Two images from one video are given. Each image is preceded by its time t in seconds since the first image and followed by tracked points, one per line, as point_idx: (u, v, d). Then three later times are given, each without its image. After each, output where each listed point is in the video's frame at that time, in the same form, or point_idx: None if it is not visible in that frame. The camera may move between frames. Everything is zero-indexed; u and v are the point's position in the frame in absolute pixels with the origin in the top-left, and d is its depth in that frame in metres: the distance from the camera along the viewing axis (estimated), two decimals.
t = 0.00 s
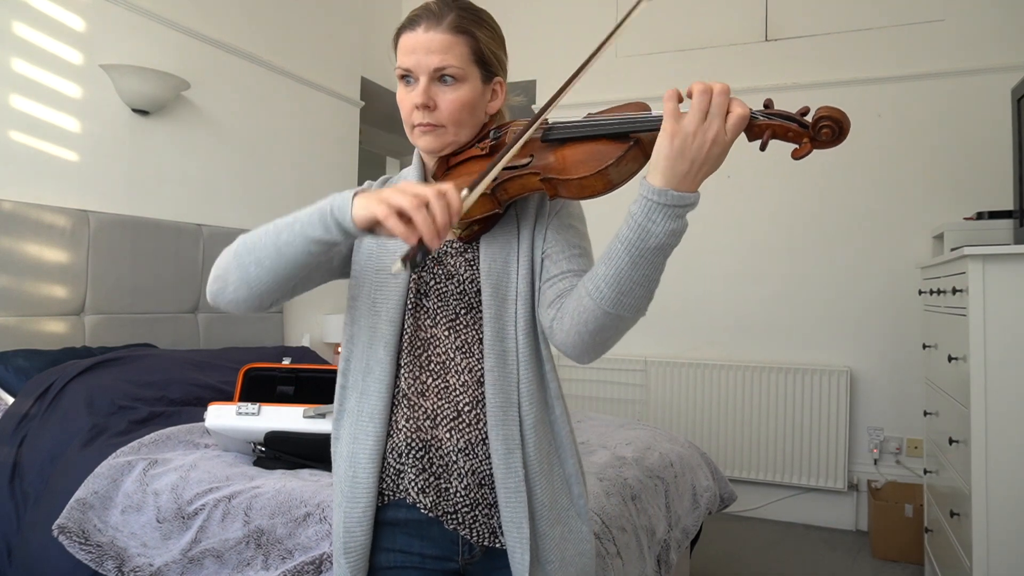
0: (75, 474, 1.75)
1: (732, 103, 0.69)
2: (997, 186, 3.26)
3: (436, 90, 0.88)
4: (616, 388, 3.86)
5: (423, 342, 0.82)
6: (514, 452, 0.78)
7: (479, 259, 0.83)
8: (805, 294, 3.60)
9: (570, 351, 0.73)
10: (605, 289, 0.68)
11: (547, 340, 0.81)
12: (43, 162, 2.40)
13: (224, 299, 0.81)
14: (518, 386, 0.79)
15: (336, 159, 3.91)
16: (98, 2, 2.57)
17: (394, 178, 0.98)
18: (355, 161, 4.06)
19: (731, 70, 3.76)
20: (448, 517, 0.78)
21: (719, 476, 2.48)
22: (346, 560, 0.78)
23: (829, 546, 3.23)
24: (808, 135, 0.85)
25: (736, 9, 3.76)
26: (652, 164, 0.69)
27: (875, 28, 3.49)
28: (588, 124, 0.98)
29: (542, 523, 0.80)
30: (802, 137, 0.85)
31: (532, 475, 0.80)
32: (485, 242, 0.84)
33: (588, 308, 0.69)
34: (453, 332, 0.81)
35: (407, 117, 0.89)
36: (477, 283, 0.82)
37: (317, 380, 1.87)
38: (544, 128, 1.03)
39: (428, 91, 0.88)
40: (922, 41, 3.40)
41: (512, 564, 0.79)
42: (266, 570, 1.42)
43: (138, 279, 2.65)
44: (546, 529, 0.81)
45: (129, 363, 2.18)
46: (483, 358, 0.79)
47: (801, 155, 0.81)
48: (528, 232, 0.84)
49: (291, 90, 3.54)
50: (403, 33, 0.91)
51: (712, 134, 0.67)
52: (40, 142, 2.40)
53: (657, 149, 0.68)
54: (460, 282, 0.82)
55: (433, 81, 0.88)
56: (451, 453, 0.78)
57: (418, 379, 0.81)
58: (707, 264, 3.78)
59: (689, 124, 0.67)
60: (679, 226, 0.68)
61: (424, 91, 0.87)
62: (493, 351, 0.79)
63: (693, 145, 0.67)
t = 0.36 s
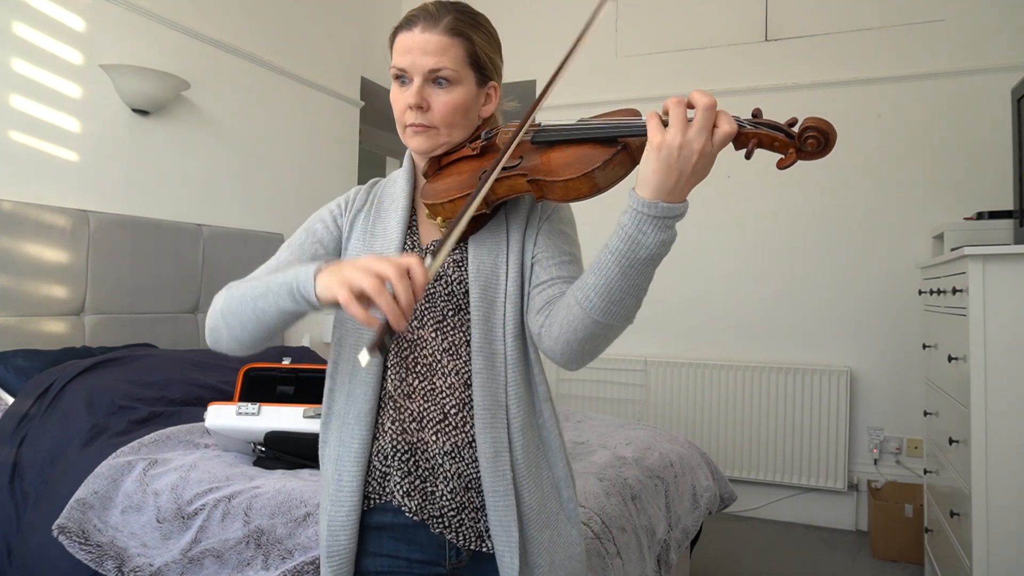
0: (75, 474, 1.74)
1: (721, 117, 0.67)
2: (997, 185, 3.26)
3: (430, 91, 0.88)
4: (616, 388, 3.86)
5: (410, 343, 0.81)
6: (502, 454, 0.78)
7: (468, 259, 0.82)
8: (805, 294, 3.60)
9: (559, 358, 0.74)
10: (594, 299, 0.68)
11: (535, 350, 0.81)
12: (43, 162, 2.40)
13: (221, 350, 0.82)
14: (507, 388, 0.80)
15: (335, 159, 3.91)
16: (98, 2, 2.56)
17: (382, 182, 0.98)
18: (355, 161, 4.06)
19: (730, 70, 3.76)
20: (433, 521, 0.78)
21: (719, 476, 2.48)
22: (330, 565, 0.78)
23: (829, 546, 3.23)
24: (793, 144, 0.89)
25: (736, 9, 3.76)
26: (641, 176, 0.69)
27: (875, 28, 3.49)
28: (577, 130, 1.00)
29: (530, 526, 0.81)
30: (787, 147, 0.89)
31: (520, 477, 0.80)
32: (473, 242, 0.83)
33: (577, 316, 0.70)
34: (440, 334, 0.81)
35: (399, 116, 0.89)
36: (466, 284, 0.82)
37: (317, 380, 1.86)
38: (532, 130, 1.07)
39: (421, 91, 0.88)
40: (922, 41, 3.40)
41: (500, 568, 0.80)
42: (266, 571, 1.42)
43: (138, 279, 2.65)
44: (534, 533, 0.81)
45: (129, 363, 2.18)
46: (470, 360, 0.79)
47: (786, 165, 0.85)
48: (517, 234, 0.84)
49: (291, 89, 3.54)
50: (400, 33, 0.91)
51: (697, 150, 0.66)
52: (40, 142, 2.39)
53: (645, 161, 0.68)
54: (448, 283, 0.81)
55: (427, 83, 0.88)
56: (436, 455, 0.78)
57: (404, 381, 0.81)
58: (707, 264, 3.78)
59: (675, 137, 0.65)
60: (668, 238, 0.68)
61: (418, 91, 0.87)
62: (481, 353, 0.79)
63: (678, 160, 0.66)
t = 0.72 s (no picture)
0: (74, 474, 1.74)
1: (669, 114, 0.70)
2: (997, 185, 3.26)
3: (425, 90, 0.88)
4: (615, 388, 3.86)
5: (399, 343, 0.81)
6: (492, 456, 0.78)
7: (457, 258, 0.83)
8: (804, 294, 3.60)
9: (538, 367, 0.75)
10: (564, 302, 0.69)
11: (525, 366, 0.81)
12: (43, 162, 2.40)
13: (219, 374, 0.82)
14: (497, 390, 0.80)
15: (335, 159, 3.91)
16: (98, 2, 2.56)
17: (370, 182, 0.98)
18: (354, 160, 4.06)
19: (730, 69, 3.76)
20: (423, 524, 0.78)
21: (719, 476, 2.48)
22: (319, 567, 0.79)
23: (829, 546, 3.23)
24: (786, 145, 0.90)
25: (736, 9, 3.75)
26: (599, 178, 0.71)
27: (875, 28, 3.49)
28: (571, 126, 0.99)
29: (520, 530, 0.81)
30: (780, 146, 0.91)
31: (510, 480, 0.80)
32: (463, 242, 0.84)
33: (547, 322, 0.71)
34: (429, 335, 0.81)
35: (393, 113, 0.90)
36: (456, 285, 0.83)
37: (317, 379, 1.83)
38: (525, 128, 1.05)
39: (416, 90, 0.88)
40: (922, 41, 3.40)
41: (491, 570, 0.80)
42: (266, 571, 1.42)
43: (138, 280, 2.65)
44: (524, 537, 0.81)
45: (129, 362, 2.18)
46: (459, 362, 0.80)
47: (776, 164, 0.89)
48: (507, 235, 0.85)
49: (291, 89, 3.54)
50: (396, 29, 0.91)
51: (656, 150, 0.69)
52: (40, 142, 2.39)
53: (603, 164, 0.70)
54: (439, 282, 0.83)
55: (422, 81, 0.88)
56: (426, 458, 0.79)
57: (392, 382, 0.81)
58: (707, 264, 3.77)
59: (632, 142, 0.67)
60: (628, 234, 0.70)
61: (412, 89, 0.87)
62: (470, 355, 0.79)
63: (634, 162, 0.68)
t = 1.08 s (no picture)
0: (75, 474, 1.75)
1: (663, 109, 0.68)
2: (996, 185, 3.27)
3: (420, 83, 0.89)
4: (615, 388, 3.86)
5: (389, 340, 0.85)
6: (481, 453, 0.78)
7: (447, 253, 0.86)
8: (804, 294, 3.60)
9: (527, 364, 0.76)
10: (555, 300, 0.70)
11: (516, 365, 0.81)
12: (43, 162, 2.40)
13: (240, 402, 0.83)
14: (486, 385, 0.80)
15: (335, 159, 3.92)
16: (98, 2, 2.56)
17: (362, 180, 0.98)
18: (355, 160, 4.06)
19: (730, 69, 3.76)
20: (411, 521, 0.81)
21: (719, 476, 2.48)
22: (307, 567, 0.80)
23: (829, 546, 3.23)
24: (778, 139, 0.91)
25: (736, 9, 3.76)
26: (593, 177, 0.70)
27: (874, 28, 3.49)
28: (564, 121, 0.99)
29: (511, 528, 0.81)
30: (772, 139, 0.91)
31: (499, 476, 0.80)
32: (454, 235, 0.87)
33: (539, 320, 0.71)
34: (417, 331, 0.84)
35: (388, 106, 0.90)
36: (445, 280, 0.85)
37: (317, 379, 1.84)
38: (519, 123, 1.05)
39: (411, 82, 0.88)
40: (922, 41, 3.41)
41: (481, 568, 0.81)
42: (266, 570, 1.42)
43: (138, 280, 2.66)
44: (515, 534, 0.81)
45: (129, 362, 2.18)
46: (449, 357, 0.80)
47: (767, 158, 0.90)
48: (498, 229, 0.85)
49: (291, 89, 3.54)
50: (393, 22, 0.91)
51: (645, 147, 0.67)
52: (40, 142, 2.40)
53: (594, 163, 0.70)
54: (428, 278, 0.85)
55: (417, 74, 0.89)
56: (414, 455, 0.81)
57: (380, 377, 0.84)
58: (707, 265, 3.78)
59: (620, 139, 0.67)
60: (621, 236, 0.69)
61: (407, 82, 0.88)
62: (460, 351, 0.79)
63: (625, 160, 0.68)
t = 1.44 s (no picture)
0: (74, 474, 1.74)
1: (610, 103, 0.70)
2: (997, 185, 3.27)
3: (415, 77, 0.89)
4: (615, 387, 3.85)
5: (381, 336, 0.84)
6: (472, 450, 0.78)
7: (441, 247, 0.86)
8: (805, 294, 3.60)
9: (511, 363, 0.76)
10: (535, 303, 0.70)
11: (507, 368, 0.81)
12: (43, 162, 2.40)
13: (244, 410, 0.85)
14: (477, 382, 0.80)
15: (335, 159, 3.92)
16: (98, 2, 2.56)
17: (355, 176, 0.98)
18: (355, 160, 4.06)
19: (730, 69, 3.76)
20: (401, 518, 0.81)
21: (719, 476, 2.48)
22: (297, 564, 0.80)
23: (829, 546, 3.23)
24: (779, 136, 0.90)
25: (736, 9, 3.75)
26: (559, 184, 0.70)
27: (874, 28, 3.49)
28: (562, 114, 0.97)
29: (501, 526, 0.81)
30: (772, 137, 0.90)
31: (490, 473, 0.80)
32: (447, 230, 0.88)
33: (519, 322, 0.72)
34: (409, 326, 0.84)
35: (383, 100, 0.90)
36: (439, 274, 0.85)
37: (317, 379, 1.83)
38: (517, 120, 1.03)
39: (406, 77, 0.88)
40: (922, 41, 3.40)
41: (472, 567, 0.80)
42: (266, 571, 1.42)
43: (138, 280, 2.66)
44: (505, 533, 0.81)
45: (129, 362, 2.18)
46: (440, 354, 0.80)
47: (766, 154, 0.89)
48: (492, 226, 0.85)
49: (291, 89, 3.54)
50: (388, 16, 0.91)
51: (601, 137, 0.68)
52: (40, 142, 2.39)
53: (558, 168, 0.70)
54: (421, 273, 0.85)
55: (413, 68, 0.88)
56: (404, 451, 0.80)
57: (371, 374, 0.83)
58: (707, 264, 3.77)
59: (574, 133, 0.68)
60: (592, 236, 0.69)
61: (402, 76, 0.87)
62: (450, 348, 0.79)
63: (585, 152, 0.68)
